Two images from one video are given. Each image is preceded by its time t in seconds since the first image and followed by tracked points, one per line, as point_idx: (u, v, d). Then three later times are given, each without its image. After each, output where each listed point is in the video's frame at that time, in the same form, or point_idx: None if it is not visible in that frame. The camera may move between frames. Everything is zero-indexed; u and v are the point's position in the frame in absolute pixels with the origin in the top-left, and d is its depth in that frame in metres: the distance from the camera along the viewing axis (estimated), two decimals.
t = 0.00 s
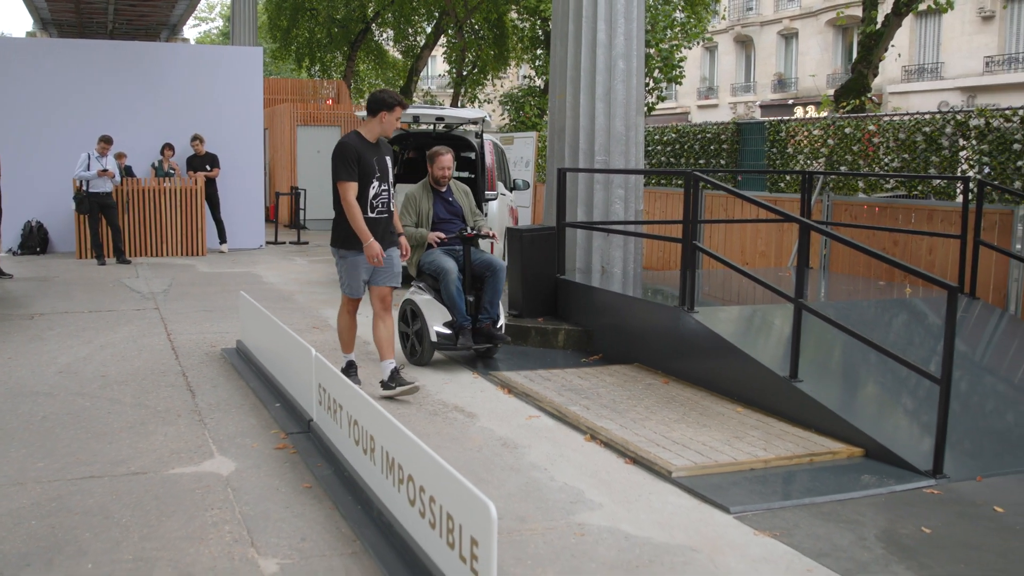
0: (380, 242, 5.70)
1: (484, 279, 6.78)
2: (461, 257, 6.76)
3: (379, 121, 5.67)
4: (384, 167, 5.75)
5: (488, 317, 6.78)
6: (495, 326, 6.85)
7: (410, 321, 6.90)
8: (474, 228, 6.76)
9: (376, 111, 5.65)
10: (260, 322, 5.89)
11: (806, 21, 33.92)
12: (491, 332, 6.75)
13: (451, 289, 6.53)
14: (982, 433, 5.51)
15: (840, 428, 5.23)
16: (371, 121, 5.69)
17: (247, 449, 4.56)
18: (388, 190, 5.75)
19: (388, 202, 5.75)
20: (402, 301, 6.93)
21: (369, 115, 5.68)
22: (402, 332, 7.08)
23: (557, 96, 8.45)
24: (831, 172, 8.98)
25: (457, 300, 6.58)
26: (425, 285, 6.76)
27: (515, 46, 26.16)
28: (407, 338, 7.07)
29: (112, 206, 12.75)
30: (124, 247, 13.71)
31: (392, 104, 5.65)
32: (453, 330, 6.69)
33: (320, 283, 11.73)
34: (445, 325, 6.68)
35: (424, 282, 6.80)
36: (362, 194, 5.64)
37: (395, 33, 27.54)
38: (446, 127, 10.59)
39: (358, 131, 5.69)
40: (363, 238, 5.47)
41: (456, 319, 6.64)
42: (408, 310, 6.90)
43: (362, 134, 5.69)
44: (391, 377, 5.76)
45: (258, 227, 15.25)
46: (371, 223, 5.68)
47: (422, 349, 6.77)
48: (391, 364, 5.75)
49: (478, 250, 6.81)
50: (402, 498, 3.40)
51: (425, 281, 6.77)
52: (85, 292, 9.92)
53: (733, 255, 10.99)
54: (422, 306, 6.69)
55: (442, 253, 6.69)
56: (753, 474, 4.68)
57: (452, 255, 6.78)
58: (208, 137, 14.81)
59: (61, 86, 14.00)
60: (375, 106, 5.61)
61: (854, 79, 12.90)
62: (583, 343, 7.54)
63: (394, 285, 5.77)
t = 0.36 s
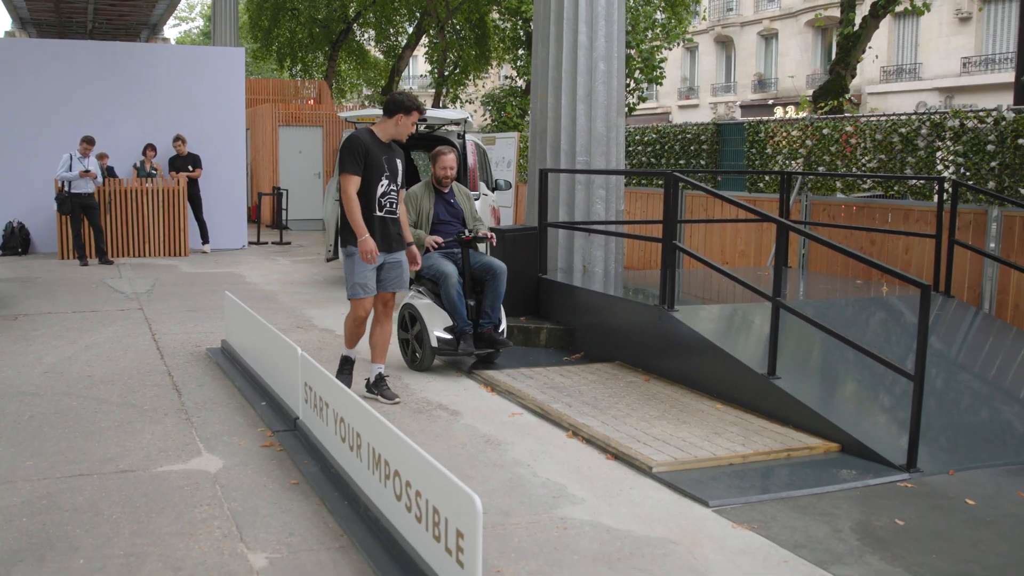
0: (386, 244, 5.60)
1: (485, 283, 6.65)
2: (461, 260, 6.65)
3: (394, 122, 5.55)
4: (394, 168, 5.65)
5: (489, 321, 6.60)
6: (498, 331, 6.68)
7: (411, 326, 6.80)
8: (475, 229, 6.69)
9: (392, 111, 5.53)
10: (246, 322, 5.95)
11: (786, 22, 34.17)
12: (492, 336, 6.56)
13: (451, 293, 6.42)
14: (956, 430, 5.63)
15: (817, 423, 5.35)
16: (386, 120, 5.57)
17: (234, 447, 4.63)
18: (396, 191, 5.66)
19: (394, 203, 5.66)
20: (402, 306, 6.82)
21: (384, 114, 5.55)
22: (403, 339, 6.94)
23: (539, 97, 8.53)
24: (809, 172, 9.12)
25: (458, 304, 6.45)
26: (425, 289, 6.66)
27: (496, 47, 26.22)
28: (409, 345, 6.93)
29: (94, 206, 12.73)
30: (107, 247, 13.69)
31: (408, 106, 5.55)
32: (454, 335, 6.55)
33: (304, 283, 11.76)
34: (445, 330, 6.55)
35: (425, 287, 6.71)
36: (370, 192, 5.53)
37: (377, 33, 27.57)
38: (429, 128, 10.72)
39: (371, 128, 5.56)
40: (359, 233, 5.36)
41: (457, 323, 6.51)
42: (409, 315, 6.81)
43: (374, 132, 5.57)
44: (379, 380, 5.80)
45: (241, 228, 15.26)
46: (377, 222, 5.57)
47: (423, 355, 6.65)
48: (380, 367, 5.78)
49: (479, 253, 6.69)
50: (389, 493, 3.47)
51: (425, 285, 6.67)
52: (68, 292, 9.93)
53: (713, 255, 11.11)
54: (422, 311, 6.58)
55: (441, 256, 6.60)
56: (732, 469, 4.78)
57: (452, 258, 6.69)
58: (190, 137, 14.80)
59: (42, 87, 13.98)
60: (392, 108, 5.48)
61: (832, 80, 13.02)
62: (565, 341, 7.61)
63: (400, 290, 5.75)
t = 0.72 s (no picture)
0: (392, 245, 5.59)
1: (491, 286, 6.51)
2: (467, 262, 6.51)
3: (394, 119, 5.51)
4: (395, 166, 5.62)
5: (494, 326, 6.46)
6: (502, 335, 6.55)
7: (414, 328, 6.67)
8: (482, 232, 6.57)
9: (391, 109, 5.49)
10: (234, 320, 6.01)
11: (767, 23, 34.42)
12: (497, 341, 6.44)
13: (455, 296, 6.26)
14: (936, 425, 5.76)
15: (797, 418, 5.47)
16: (386, 118, 5.52)
17: (225, 443, 4.71)
18: (399, 190, 5.65)
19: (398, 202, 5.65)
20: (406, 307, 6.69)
21: (383, 113, 5.51)
22: (407, 340, 6.81)
23: (524, 97, 8.61)
24: (790, 172, 9.24)
25: (462, 307, 6.29)
26: (429, 291, 6.51)
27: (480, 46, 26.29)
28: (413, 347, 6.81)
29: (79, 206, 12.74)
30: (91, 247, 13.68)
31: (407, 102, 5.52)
32: (457, 339, 6.41)
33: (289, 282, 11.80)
34: (449, 333, 6.41)
35: (430, 288, 6.56)
36: (375, 194, 5.51)
37: (360, 33, 27.59)
38: (414, 128, 10.82)
39: (373, 128, 5.51)
40: (361, 240, 5.34)
41: (461, 327, 6.34)
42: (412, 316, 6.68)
43: (375, 132, 5.52)
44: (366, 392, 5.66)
45: (226, 227, 15.29)
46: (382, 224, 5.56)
47: (426, 358, 6.54)
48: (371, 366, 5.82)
49: (484, 255, 6.55)
50: (379, 486, 3.55)
51: (430, 287, 6.53)
52: (54, 291, 9.95)
53: (695, 252, 11.24)
54: (426, 313, 6.45)
55: (447, 258, 6.46)
56: (714, 462, 4.88)
57: (457, 260, 6.54)
58: (174, 137, 14.81)
59: (26, 87, 13.96)
60: (391, 105, 5.45)
61: (813, 81, 13.15)
62: (551, 338, 7.71)
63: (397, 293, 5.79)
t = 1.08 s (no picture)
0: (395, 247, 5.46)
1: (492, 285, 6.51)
2: (466, 261, 6.51)
3: (385, 117, 5.36)
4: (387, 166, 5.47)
5: (497, 325, 6.44)
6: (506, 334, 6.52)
7: (416, 331, 6.62)
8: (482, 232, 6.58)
9: (380, 107, 5.33)
10: (223, 318, 6.10)
11: (749, 23, 34.67)
12: (501, 340, 6.40)
13: (459, 298, 6.24)
14: (912, 418, 5.91)
15: (777, 411, 5.59)
16: (375, 118, 5.34)
17: (216, 437, 4.81)
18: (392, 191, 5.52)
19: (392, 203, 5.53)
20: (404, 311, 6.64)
21: (373, 111, 5.34)
22: (406, 345, 6.75)
23: (507, 97, 8.72)
24: (770, 171, 9.38)
25: (466, 308, 6.27)
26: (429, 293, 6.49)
27: (463, 46, 26.36)
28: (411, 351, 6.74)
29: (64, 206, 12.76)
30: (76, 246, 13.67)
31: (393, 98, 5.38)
32: (461, 340, 6.37)
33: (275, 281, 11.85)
34: (453, 335, 6.36)
35: (428, 291, 6.54)
36: (376, 197, 5.35)
37: (344, 33, 27.63)
38: (399, 128, 10.93)
39: (364, 129, 5.31)
40: (376, 248, 5.21)
41: (465, 328, 6.32)
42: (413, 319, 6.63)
43: (368, 132, 5.34)
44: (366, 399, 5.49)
45: (210, 227, 15.34)
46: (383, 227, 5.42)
47: (429, 362, 6.46)
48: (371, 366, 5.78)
49: (484, 253, 6.54)
50: (369, 477, 3.65)
51: (429, 289, 6.50)
52: (40, 291, 9.99)
53: (678, 251, 11.37)
54: (428, 316, 6.40)
55: (446, 259, 6.45)
56: (695, 454, 5.00)
57: (457, 260, 6.54)
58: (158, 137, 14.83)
59: (9, 87, 13.95)
60: (380, 102, 5.32)
61: (793, 81, 13.31)
62: (535, 335, 7.83)
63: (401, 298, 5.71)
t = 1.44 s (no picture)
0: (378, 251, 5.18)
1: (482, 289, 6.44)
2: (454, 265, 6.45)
3: (367, 112, 5.12)
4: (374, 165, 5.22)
5: (488, 330, 6.40)
6: (497, 339, 6.46)
7: (405, 337, 6.59)
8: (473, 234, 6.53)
9: (361, 101, 5.11)
10: (203, 318, 6.21)
11: (729, 24, 34.88)
12: (492, 345, 6.35)
13: (445, 303, 6.20)
14: (883, 415, 6.04)
15: (749, 408, 5.70)
16: (357, 113, 5.12)
17: (195, 436, 4.92)
18: (380, 191, 5.25)
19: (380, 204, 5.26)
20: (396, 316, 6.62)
21: (355, 106, 5.10)
22: (399, 349, 6.73)
23: (486, 99, 8.80)
24: (746, 171, 9.51)
25: (453, 313, 6.23)
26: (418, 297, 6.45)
27: (444, 47, 26.44)
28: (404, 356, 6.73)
29: (44, 207, 12.74)
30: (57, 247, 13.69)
31: (375, 92, 5.16)
32: (450, 346, 6.33)
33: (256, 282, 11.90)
34: (441, 341, 6.33)
35: (418, 295, 6.49)
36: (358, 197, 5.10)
37: (325, 33, 27.67)
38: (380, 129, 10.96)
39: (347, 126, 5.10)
40: (387, 241, 4.99)
41: (453, 334, 6.27)
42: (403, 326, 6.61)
43: (351, 130, 5.10)
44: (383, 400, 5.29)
45: (191, 227, 15.35)
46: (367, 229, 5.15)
47: (420, 368, 6.45)
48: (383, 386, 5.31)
49: (472, 256, 6.45)
50: (346, 473, 3.73)
51: (419, 294, 6.46)
52: (19, 292, 10.01)
53: (656, 250, 11.50)
54: (418, 320, 6.37)
55: (433, 263, 6.42)
56: (668, 450, 5.10)
57: (444, 264, 6.50)
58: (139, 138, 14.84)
59: None
60: (361, 96, 5.08)
61: (770, 82, 13.43)
62: (513, 334, 7.92)
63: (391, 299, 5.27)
